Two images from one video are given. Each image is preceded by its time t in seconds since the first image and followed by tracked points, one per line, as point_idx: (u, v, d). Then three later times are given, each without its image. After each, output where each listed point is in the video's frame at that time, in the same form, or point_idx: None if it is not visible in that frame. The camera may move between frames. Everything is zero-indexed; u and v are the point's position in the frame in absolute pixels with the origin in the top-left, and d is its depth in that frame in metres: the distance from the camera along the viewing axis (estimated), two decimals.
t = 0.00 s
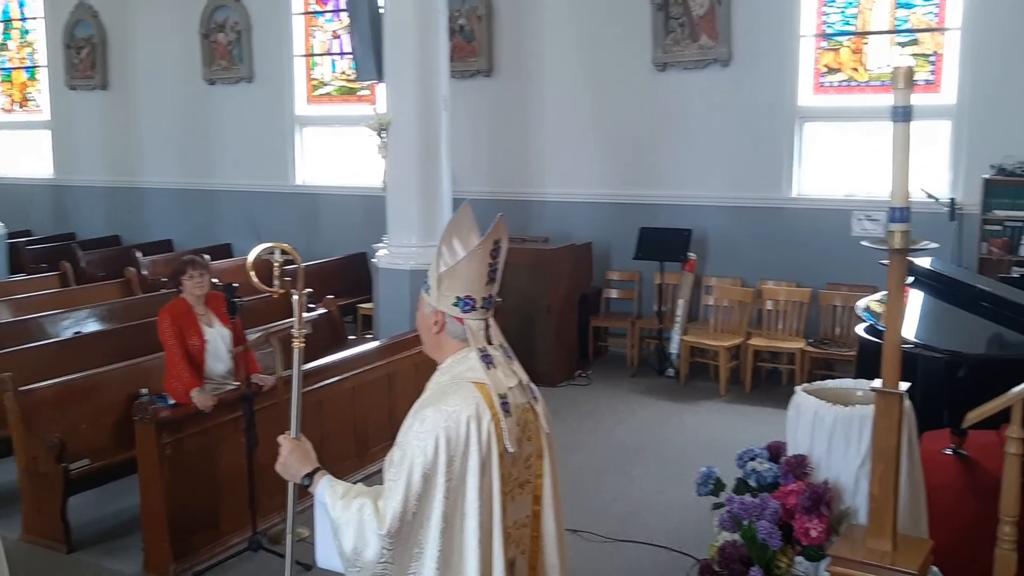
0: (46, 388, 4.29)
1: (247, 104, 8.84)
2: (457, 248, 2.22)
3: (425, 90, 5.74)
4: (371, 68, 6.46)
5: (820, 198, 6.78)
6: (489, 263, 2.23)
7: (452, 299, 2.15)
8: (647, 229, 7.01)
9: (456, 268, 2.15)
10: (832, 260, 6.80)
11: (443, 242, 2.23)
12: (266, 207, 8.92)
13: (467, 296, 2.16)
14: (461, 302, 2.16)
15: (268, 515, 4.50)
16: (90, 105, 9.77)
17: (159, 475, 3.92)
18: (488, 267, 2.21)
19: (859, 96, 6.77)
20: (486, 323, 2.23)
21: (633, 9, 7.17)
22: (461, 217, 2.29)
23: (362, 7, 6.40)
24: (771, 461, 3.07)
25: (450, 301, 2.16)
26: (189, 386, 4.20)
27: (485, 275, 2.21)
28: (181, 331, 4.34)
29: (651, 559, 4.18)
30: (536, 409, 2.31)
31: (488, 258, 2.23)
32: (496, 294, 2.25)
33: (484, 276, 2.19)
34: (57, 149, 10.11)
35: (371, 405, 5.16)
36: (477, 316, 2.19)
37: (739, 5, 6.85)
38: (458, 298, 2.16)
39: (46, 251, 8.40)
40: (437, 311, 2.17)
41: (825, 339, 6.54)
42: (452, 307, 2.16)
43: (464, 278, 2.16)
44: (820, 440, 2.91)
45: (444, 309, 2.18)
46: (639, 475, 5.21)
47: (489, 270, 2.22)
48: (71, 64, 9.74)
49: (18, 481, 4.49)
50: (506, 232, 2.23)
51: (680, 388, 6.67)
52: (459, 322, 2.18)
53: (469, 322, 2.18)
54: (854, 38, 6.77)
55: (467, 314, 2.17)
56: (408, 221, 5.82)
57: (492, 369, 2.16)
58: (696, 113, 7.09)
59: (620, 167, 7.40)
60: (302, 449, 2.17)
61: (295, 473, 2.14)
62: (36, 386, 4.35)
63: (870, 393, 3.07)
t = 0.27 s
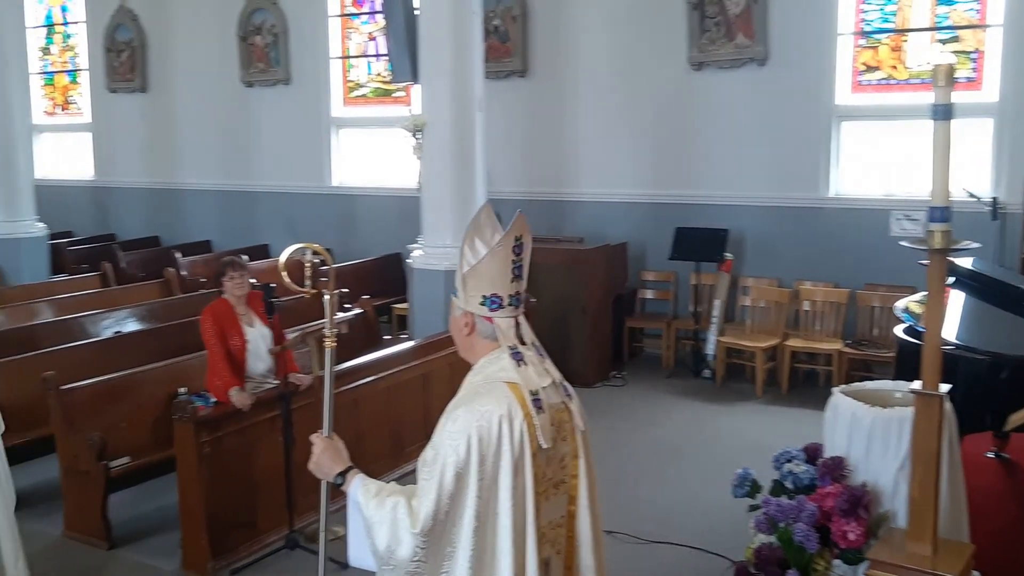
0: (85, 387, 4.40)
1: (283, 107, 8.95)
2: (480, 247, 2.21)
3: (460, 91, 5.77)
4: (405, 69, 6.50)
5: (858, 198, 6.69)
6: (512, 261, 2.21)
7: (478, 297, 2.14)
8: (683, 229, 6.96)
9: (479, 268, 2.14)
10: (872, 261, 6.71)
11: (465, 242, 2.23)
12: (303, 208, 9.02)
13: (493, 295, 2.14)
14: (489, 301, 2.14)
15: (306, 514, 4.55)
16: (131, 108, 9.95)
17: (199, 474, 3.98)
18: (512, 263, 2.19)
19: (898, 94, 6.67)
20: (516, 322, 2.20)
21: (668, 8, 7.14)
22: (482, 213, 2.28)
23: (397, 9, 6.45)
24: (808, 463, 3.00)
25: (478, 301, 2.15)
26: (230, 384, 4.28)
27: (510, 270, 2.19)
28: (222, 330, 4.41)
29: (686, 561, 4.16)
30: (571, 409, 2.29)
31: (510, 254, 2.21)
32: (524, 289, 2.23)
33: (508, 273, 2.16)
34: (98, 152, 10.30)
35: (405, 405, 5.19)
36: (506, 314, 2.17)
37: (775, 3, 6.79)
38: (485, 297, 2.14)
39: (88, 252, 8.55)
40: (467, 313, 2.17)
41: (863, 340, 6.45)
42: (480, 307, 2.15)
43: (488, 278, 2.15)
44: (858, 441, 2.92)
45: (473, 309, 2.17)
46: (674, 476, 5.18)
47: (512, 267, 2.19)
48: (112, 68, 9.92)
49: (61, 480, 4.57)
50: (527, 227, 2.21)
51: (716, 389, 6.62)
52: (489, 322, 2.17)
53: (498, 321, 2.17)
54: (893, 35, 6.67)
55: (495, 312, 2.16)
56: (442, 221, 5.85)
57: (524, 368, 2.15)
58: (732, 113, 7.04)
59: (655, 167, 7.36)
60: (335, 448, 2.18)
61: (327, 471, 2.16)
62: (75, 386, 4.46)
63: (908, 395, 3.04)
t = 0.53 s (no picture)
0: (142, 385, 4.51)
1: (334, 108, 9.07)
2: (505, 248, 2.25)
3: (509, 91, 5.78)
4: (454, 70, 6.54)
5: (913, 198, 6.55)
6: (537, 255, 2.24)
7: (509, 295, 2.17)
8: (733, 229, 6.89)
9: (505, 266, 2.18)
10: (928, 261, 6.56)
11: (490, 246, 2.28)
12: (353, 208, 9.13)
13: (524, 291, 2.17)
14: (520, 298, 2.16)
15: (355, 511, 4.61)
16: (186, 110, 10.16)
17: (250, 471, 4.05)
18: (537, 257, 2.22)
19: (956, 91, 6.52)
20: (550, 318, 2.22)
21: (718, 6, 7.08)
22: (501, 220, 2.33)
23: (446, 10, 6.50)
24: (860, 466, 2.96)
25: (509, 299, 2.17)
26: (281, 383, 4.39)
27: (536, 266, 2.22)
28: (273, 329, 4.50)
29: (736, 564, 4.12)
30: (610, 407, 2.29)
31: (534, 249, 2.24)
32: (554, 282, 2.25)
33: (535, 268, 2.20)
34: (154, 154, 10.54)
35: (454, 406, 5.22)
36: (539, 308, 2.19)
37: None
38: (517, 294, 2.17)
39: (144, 252, 8.75)
40: (501, 314, 2.20)
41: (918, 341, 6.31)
42: (512, 305, 2.18)
43: (517, 274, 2.18)
44: (914, 444, 2.86)
45: (506, 310, 2.20)
46: (723, 478, 5.14)
47: (539, 262, 2.22)
48: (167, 71, 10.14)
49: (117, 476, 4.68)
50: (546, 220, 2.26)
51: (766, 391, 6.54)
52: (524, 319, 2.19)
53: (532, 317, 2.19)
54: (951, 30, 6.51)
55: (529, 309, 2.18)
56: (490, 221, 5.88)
57: (561, 364, 2.16)
58: (783, 111, 6.95)
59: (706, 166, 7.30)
60: (377, 444, 2.25)
61: (370, 466, 2.22)
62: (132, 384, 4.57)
63: (966, 398, 2.98)
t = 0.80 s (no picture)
0: (196, 379, 4.61)
1: (384, 107, 9.17)
2: (520, 251, 2.23)
3: (556, 88, 5.78)
4: (502, 68, 6.57)
5: (970, 195, 6.40)
6: (553, 256, 2.23)
7: (530, 296, 2.15)
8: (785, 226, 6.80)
9: (523, 268, 2.17)
10: (986, 259, 6.40)
11: (504, 250, 2.25)
12: (402, 206, 9.21)
13: (544, 291, 2.15)
14: (540, 299, 2.15)
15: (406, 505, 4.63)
16: (239, 110, 10.34)
17: (301, 464, 4.12)
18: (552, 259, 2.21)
19: (1016, 85, 6.34)
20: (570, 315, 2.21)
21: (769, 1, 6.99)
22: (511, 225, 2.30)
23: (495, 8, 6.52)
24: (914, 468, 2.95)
25: (529, 301, 2.15)
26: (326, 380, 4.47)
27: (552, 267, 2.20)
28: (319, 325, 4.57)
29: (784, 565, 4.08)
30: (633, 403, 2.28)
31: (550, 250, 2.24)
32: (572, 281, 2.23)
33: (552, 268, 2.19)
34: (208, 152, 10.74)
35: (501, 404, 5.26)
36: (560, 307, 2.18)
37: None
38: (536, 296, 2.15)
39: (197, 250, 8.93)
40: (523, 317, 2.19)
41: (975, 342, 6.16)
42: (532, 306, 2.16)
43: (534, 277, 2.17)
44: (970, 447, 2.75)
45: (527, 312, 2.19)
46: (772, 478, 5.08)
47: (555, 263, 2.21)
48: (220, 71, 10.33)
49: (171, 469, 4.77)
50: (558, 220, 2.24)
51: (817, 391, 6.45)
52: (545, 319, 2.18)
53: (553, 316, 2.18)
54: (1010, 23, 6.33)
55: (549, 308, 2.16)
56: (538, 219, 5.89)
57: (581, 361, 2.16)
58: (835, 106, 6.84)
59: (756, 162, 7.21)
60: (405, 435, 2.24)
61: (398, 458, 2.23)
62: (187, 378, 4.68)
63: None
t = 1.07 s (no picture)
0: (250, 377, 4.67)
1: (435, 108, 9.22)
2: (524, 255, 2.19)
3: (607, 87, 5.77)
4: (553, 67, 6.56)
5: None
6: (556, 260, 2.19)
7: (533, 302, 2.13)
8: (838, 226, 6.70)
9: (526, 275, 2.13)
10: None
11: (508, 253, 2.22)
12: (451, 207, 9.26)
13: (547, 297, 2.13)
14: (543, 304, 2.13)
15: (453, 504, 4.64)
16: (291, 111, 10.47)
17: (352, 462, 4.15)
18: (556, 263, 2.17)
19: None
20: (573, 318, 2.19)
21: None
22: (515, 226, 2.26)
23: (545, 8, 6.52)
24: (971, 473, 2.86)
25: (533, 306, 2.13)
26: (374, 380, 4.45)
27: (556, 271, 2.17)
28: (363, 325, 4.53)
29: (839, 569, 4.01)
30: (637, 401, 2.27)
31: (552, 255, 2.20)
32: (575, 284, 2.21)
33: (556, 273, 2.16)
34: (260, 153, 10.89)
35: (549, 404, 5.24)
36: (563, 312, 2.16)
37: None
38: (540, 301, 2.13)
39: (250, 249, 9.08)
40: (527, 321, 2.17)
41: None
42: (536, 311, 2.14)
43: (538, 282, 2.13)
44: None
45: (531, 316, 2.17)
46: (825, 482, 5.00)
47: (558, 267, 2.18)
48: (273, 73, 10.47)
49: (224, 464, 4.82)
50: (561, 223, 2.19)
51: (872, 394, 6.35)
52: (548, 323, 2.16)
53: (556, 320, 2.16)
54: None
55: (552, 313, 2.15)
56: (589, 219, 5.88)
57: (584, 363, 2.15)
58: (890, 104, 6.72)
59: (809, 161, 7.12)
60: (424, 429, 2.23)
61: (413, 449, 2.23)
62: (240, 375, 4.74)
63: None
